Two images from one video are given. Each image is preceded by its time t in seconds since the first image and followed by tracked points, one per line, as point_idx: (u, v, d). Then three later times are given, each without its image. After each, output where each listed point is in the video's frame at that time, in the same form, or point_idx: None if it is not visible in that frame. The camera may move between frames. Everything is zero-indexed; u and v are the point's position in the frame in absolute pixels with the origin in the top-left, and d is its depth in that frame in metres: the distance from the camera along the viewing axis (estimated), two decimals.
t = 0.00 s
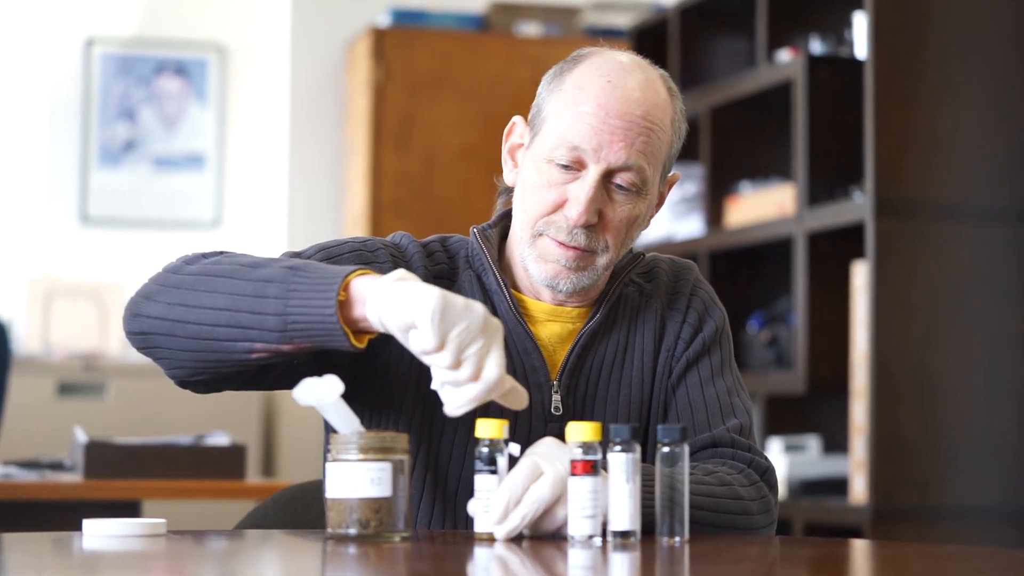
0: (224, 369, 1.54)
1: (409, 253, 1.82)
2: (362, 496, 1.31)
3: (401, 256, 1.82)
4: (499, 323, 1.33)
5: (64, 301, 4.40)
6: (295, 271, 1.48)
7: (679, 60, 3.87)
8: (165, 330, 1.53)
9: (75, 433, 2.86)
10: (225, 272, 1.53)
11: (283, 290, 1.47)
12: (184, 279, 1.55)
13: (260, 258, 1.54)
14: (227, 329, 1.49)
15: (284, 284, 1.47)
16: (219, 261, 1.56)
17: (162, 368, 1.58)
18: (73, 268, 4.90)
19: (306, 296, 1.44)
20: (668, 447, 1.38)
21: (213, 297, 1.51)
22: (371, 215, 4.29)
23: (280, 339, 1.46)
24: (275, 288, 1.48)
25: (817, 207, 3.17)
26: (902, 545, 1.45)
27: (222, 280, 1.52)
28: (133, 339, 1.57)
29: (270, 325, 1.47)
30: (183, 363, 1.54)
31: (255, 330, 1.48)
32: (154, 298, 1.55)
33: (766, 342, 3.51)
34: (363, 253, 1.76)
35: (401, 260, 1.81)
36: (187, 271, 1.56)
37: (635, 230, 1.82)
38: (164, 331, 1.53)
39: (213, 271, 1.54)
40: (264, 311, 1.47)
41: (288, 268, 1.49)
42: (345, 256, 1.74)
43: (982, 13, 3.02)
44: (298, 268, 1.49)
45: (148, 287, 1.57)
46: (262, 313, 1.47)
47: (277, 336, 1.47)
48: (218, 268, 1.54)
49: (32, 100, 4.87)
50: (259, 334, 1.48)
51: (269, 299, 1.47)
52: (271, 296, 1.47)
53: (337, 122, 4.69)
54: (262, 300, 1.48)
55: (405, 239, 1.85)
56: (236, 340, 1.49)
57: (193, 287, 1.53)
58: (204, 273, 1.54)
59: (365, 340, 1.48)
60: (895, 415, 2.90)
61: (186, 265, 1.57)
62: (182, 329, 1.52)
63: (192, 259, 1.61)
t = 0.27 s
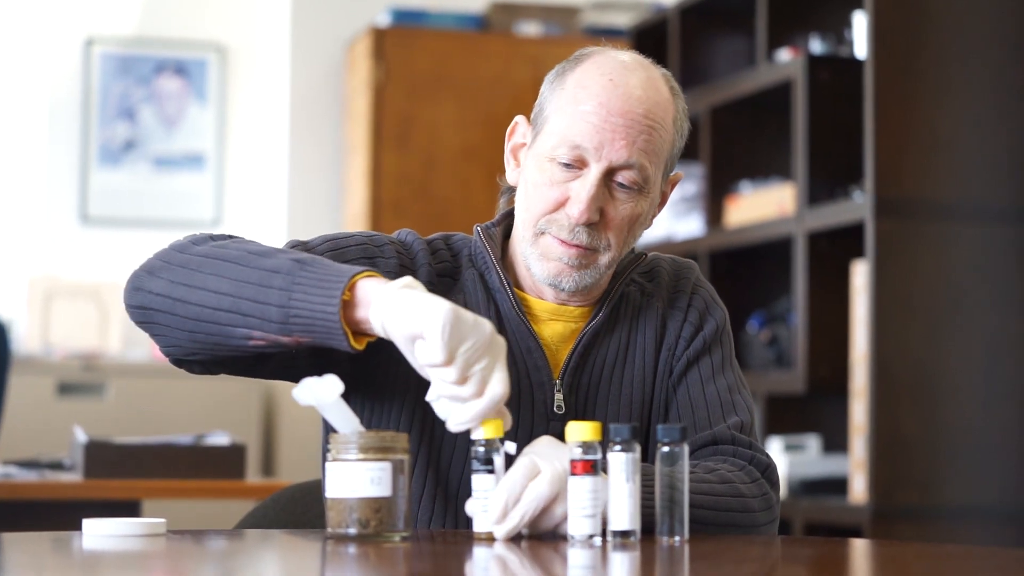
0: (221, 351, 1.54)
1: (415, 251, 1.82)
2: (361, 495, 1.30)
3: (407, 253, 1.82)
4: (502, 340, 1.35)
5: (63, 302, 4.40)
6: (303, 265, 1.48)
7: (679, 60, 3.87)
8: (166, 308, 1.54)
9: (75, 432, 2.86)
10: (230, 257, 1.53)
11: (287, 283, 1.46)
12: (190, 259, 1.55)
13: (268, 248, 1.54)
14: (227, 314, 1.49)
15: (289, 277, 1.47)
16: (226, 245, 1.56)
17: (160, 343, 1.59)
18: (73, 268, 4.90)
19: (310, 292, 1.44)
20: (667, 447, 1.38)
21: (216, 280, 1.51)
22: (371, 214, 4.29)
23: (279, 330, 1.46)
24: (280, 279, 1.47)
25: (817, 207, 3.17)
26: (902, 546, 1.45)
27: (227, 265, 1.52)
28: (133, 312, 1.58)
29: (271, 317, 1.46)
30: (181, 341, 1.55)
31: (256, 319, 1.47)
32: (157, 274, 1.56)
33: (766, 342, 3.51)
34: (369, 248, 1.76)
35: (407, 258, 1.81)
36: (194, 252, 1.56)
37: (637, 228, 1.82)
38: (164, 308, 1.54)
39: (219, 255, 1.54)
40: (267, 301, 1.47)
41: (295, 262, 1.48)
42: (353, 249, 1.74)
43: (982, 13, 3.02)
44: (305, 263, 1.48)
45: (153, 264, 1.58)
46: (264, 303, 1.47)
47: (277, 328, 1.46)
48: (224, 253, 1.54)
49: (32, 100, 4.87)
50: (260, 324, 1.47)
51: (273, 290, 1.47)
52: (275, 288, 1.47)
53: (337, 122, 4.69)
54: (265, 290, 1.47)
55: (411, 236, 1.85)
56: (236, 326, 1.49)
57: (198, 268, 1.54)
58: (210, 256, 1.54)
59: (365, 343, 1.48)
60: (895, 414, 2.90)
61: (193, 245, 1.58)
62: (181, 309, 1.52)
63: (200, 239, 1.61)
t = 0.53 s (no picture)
0: (221, 343, 1.54)
1: (418, 252, 1.82)
2: (362, 495, 1.30)
3: (410, 253, 1.82)
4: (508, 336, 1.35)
5: (64, 302, 4.40)
6: (305, 258, 1.47)
7: (679, 60, 3.87)
8: (166, 299, 1.54)
9: (76, 432, 2.86)
10: (232, 249, 1.52)
11: (289, 275, 1.46)
12: (191, 251, 1.55)
13: (270, 239, 1.53)
14: (228, 306, 1.49)
15: (291, 269, 1.46)
16: (228, 237, 1.56)
17: (160, 335, 1.59)
18: (74, 268, 4.90)
19: (312, 285, 1.44)
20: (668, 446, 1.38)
21: (217, 272, 1.51)
22: (372, 214, 4.29)
23: (281, 323, 1.46)
24: (282, 272, 1.47)
25: (817, 207, 3.17)
26: (903, 546, 1.45)
27: (229, 257, 1.51)
28: (133, 303, 1.58)
29: (272, 309, 1.46)
30: (181, 333, 1.55)
31: (257, 311, 1.47)
32: (158, 265, 1.56)
33: (766, 342, 3.51)
34: (372, 246, 1.76)
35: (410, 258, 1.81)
36: (195, 243, 1.56)
37: (639, 221, 1.82)
38: (164, 299, 1.54)
39: (221, 247, 1.54)
40: (268, 293, 1.46)
41: (298, 254, 1.48)
42: (355, 246, 1.74)
43: (981, 13, 3.02)
44: (308, 255, 1.48)
45: (155, 254, 1.58)
46: (266, 295, 1.47)
47: (278, 321, 1.46)
48: (225, 245, 1.54)
49: (32, 100, 4.87)
50: (260, 316, 1.47)
51: (275, 283, 1.46)
52: (277, 280, 1.46)
53: (337, 122, 4.69)
54: (266, 282, 1.47)
55: (413, 236, 1.85)
56: (237, 318, 1.49)
57: (199, 260, 1.53)
58: (212, 248, 1.54)
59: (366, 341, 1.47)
60: (895, 414, 2.89)
61: (195, 236, 1.57)
62: (182, 300, 1.52)
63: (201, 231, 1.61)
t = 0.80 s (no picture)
0: (222, 347, 1.54)
1: (418, 252, 1.82)
2: (363, 494, 1.30)
3: (410, 254, 1.82)
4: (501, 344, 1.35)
5: (65, 301, 4.40)
6: (308, 263, 1.47)
7: (680, 59, 3.87)
8: (167, 302, 1.54)
9: (77, 432, 2.86)
10: (235, 254, 1.52)
11: (293, 280, 1.46)
12: (193, 255, 1.55)
13: (273, 244, 1.53)
14: (229, 311, 1.49)
15: (294, 275, 1.46)
16: (230, 242, 1.56)
17: (159, 338, 1.59)
18: (75, 267, 4.90)
19: (315, 290, 1.43)
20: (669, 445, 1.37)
21: (219, 276, 1.51)
22: (372, 214, 4.29)
23: (283, 328, 1.46)
24: (285, 277, 1.46)
25: (817, 207, 3.17)
26: (903, 545, 1.45)
27: (232, 262, 1.51)
28: (133, 308, 1.58)
29: (275, 314, 1.46)
30: (182, 336, 1.55)
31: (259, 316, 1.47)
32: (158, 268, 1.56)
33: (766, 342, 3.51)
34: (372, 247, 1.76)
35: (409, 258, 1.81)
36: (196, 247, 1.56)
37: (639, 215, 1.82)
38: (165, 303, 1.54)
39: (223, 251, 1.54)
40: (271, 299, 1.46)
41: (302, 260, 1.48)
42: (356, 247, 1.74)
43: (981, 13, 3.02)
44: (311, 261, 1.47)
45: (155, 257, 1.58)
46: (268, 300, 1.46)
47: (280, 325, 1.46)
48: (227, 250, 1.54)
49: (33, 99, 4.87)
50: (263, 321, 1.47)
51: (278, 288, 1.46)
52: (280, 285, 1.46)
53: (338, 121, 4.69)
54: (269, 287, 1.47)
55: (413, 236, 1.85)
56: (239, 323, 1.49)
57: (200, 265, 1.53)
58: (214, 253, 1.54)
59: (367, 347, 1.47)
60: (896, 414, 2.90)
61: (196, 241, 1.58)
62: (183, 304, 1.52)
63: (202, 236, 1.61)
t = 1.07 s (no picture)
0: (219, 355, 1.55)
1: (416, 253, 1.83)
2: (363, 495, 1.31)
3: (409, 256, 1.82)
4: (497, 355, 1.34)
5: (66, 302, 4.40)
6: (301, 276, 1.47)
7: (681, 60, 3.88)
8: (165, 310, 1.54)
9: (77, 433, 2.86)
10: (230, 264, 1.52)
11: (286, 294, 1.46)
12: (189, 263, 1.55)
13: (269, 254, 1.53)
14: (224, 322, 1.49)
15: (288, 288, 1.46)
16: (226, 250, 1.56)
17: (158, 343, 1.60)
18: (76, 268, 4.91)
19: (307, 305, 1.43)
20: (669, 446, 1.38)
21: (215, 287, 1.51)
22: (373, 214, 4.30)
23: (277, 341, 1.46)
24: (279, 290, 1.46)
25: (818, 207, 3.17)
26: (903, 545, 1.45)
27: (227, 273, 1.51)
28: (132, 312, 1.59)
29: (269, 327, 1.46)
30: (179, 344, 1.56)
31: (253, 329, 1.47)
32: (156, 275, 1.57)
33: (767, 342, 3.51)
34: (371, 249, 1.76)
35: (407, 260, 1.81)
36: (194, 254, 1.57)
37: (636, 214, 1.82)
38: (162, 311, 1.55)
39: (219, 261, 1.54)
40: (265, 312, 1.46)
41: (295, 273, 1.47)
42: (354, 250, 1.74)
43: (981, 13, 3.02)
44: (305, 274, 1.47)
45: (154, 263, 1.58)
46: (262, 313, 1.47)
47: (274, 338, 1.46)
48: (224, 259, 1.54)
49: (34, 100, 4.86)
50: (256, 333, 1.47)
51: (272, 301, 1.46)
52: (273, 298, 1.46)
53: (339, 122, 4.70)
54: (263, 301, 1.47)
55: (412, 238, 1.85)
56: (233, 334, 1.49)
57: (197, 274, 1.54)
58: (210, 262, 1.54)
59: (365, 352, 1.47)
60: (896, 414, 2.90)
61: (194, 248, 1.58)
62: (179, 314, 1.53)
63: (200, 242, 1.61)
